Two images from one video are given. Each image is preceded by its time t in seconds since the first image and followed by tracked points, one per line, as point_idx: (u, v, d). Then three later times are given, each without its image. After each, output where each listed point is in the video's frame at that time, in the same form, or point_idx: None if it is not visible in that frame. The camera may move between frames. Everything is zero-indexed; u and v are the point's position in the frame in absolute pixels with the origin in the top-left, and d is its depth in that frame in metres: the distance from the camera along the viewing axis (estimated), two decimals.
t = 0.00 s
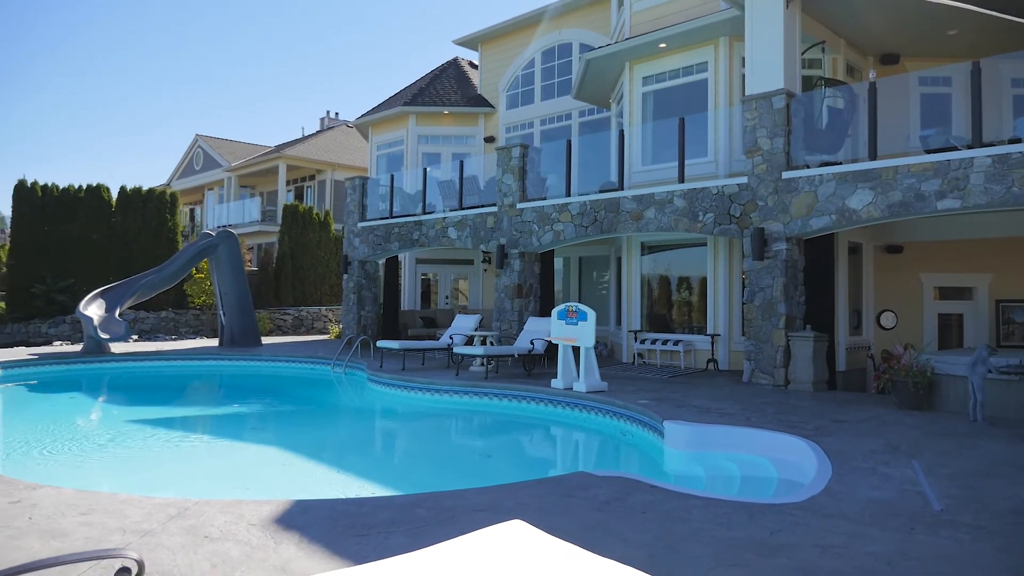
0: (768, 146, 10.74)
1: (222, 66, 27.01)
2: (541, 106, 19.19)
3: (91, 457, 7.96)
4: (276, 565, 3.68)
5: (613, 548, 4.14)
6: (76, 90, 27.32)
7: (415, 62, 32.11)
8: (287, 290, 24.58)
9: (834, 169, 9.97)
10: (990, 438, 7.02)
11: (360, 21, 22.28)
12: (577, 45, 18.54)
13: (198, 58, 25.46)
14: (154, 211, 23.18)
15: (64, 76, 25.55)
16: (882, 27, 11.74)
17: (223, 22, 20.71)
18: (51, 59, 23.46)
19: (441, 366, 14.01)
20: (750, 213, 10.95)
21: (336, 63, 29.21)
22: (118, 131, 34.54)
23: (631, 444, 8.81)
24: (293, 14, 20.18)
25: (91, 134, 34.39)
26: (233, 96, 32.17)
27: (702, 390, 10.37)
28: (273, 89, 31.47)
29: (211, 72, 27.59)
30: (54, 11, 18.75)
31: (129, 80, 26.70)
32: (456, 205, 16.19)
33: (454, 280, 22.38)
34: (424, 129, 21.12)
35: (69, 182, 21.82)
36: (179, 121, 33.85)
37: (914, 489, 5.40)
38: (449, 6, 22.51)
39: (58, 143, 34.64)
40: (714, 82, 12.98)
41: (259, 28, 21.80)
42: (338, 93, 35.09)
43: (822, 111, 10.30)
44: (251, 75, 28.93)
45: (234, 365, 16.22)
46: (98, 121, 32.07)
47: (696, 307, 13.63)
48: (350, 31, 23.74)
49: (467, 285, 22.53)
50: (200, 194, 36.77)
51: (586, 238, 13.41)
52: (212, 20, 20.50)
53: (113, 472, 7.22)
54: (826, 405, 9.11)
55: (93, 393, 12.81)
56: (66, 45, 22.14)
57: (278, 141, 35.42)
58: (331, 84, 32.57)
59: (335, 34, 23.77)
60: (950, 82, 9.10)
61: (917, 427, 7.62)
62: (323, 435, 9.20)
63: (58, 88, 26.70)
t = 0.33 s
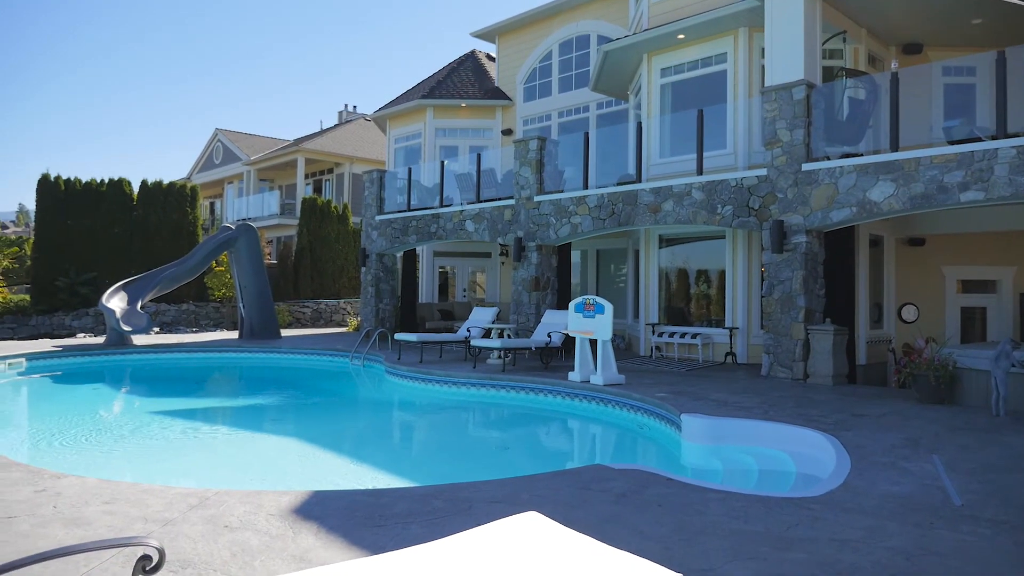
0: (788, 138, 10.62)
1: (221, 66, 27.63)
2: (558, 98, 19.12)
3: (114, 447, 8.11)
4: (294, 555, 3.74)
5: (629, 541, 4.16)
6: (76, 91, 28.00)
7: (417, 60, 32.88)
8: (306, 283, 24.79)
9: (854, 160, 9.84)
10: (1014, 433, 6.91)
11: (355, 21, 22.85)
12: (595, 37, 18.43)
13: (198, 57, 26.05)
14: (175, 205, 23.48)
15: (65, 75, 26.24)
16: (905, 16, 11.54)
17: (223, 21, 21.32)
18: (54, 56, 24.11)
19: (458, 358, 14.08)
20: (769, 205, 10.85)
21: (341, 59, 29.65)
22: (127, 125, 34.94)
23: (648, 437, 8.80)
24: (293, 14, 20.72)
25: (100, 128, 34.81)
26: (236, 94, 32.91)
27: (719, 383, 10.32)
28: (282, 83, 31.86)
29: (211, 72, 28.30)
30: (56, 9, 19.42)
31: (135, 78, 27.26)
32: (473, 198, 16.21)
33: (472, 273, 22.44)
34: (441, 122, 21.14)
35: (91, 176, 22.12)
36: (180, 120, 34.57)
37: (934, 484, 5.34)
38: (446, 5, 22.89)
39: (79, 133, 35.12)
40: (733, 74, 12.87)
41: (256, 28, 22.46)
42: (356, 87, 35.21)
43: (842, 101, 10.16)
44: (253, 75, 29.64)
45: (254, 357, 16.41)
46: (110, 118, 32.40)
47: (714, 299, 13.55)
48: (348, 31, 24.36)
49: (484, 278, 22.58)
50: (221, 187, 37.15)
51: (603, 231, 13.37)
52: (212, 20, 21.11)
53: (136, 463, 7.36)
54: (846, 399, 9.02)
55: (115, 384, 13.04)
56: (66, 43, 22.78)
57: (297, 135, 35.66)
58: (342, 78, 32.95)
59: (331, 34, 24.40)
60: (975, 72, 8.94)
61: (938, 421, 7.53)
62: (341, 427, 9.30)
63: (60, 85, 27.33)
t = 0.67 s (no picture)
0: (808, 130, 10.51)
1: (222, 65, 28.32)
2: (577, 91, 19.03)
3: (137, 438, 8.26)
4: (313, 545, 3.80)
5: (646, 534, 4.17)
6: (78, 87, 28.93)
7: (425, 57, 33.34)
8: (325, 276, 25.00)
9: (875, 152, 9.73)
10: None
11: (355, 21, 23.30)
12: (613, 29, 18.33)
13: (198, 57, 26.80)
14: (195, 198, 23.77)
15: (65, 74, 27.29)
16: (930, 5, 11.32)
17: (222, 21, 21.79)
18: (53, 55, 25.03)
19: (476, 351, 14.13)
20: (789, 197, 10.75)
21: (342, 59, 30.39)
22: (144, 119, 35.42)
23: (666, 431, 8.79)
24: (293, 15, 21.27)
25: (104, 124, 35.55)
26: (250, 89, 33.37)
27: (738, 376, 10.28)
28: (291, 78, 32.26)
29: (207, 72, 29.19)
30: (56, 9, 20.00)
31: (138, 75, 28.11)
32: (490, 190, 16.21)
33: (490, 266, 22.48)
34: (459, 115, 21.13)
35: (113, 171, 22.46)
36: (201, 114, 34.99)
37: (956, 479, 5.29)
38: (445, 4, 23.08)
39: (102, 126, 35.65)
40: (752, 65, 12.74)
41: (256, 28, 22.93)
42: (375, 81, 35.30)
43: (864, 93, 10.00)
44: (252, 74, 30.49)
45: (275, 349, 16.59)
46: (123, 108, 32.75)
47: (734, 293, 13.46)
48: (348, 32, 24.87)
49: (502, 271, 22.62)
50: (241, 181, 37.53)
51: (621, 224, 13.32)
52: (212, 20, 21.60)
53: (158, 454, 7.49)
54: (866, 393, 8.94)
55: (138, 376, 13.26)
56: (67, 43, 23.52)
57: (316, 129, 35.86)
58: (360, 71, 33.18)
59: (330, 34, 24.92)
60: (1001, 61, 8.77)
61: (961, 416, 7.43)
62: (360, 419, 9.39)
63: (58, 84, 28.37)
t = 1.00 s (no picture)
0: (829, 122, 10.37)
1: (221, 66, 28.82)
2: (595, 84, 18.95)
3: (160, 430, 8.39)
4: (331, 536, 3.87)
5: (662, 529, 4.17)
6: (80, 87, 29.44)
7: (444, 51, 33.38)
8: (344, 270, 25.19)
9: (897, 145, 9.58)
10: None
11: (356, 21, 23.48)
12: (632, 21, 18.23)
13: (197, 57, 27.34)
14: (216, 193, 24.06)
15: (65, 74, 27.62)
16: None
17: (222, 21, 22.09)
18: (53, 55, 25.49)
19: (494, 345, 14.18)
20: (810, 190, 10.63)
21: (339, 61, 30.76)
22: (166, 113, 35.85)
23: (683, 426, 8.78)
24: (293, 14, 21.52)
25: (121, 120, 36.05)
26: (270, 85, 33.63)
27: (757, 371, 10.22)
28: (292, 78, 32.62)
29: (205, 72, 29.74)
30: (56, 11, 20.47)
31: (138, 73, 28.44)
32: (509, 184, 16.23)
33: (508, 260, 22.51)
34: (477, 109, 21.12)
35: (136, 166, 22.72)
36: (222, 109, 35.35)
37: (978, 475, 5.23)
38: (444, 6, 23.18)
39: (121, 121, 36.11)
40: (773, 57, 12.60)
41: (253, 28, 23.24)
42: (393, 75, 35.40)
43: (887, 84, 9.87)
44: (253, 74, 30.86)
45: (295, 343, 16.77)
46: (132, 104, 33.23)
47: (753, 287, 13.34)
48: (349, 32, 25.07)
49: (520, 265, 22.64)
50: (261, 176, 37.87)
51: (639, 218, 13.27)
52: (211, 20, 21.94)
53: (181, 445, 7.61)
54: (887, 388, 8.85)
55: (161, 369, 13.46)
56: (67, 43, 23.92)
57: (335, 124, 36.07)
58: (379, 66, 33.30)
59: (332, 34, 25.16)
60: None
61: (984, 411, 7.34)
62: (379, 412, 9.47)
63: (57, 83, 28.76)
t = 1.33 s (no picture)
0: (850, 117, 10.25)
1: (219, 66, 29.23)
2: (613, 79, 18.86)
3: (181, 424, 8.52)
4: (348, 530, 3.91)
5: (678, 526, 4.17)
6: (96, 82, 29.95)
7: (462, 47, 33.39)
8: (362, 266, 25.36)
9: (919, 139, 9.46)
10: None
11: (364, 20, 23.61)
12: (650, 16, 18.14)
13: (197, 57, 27.75)
14: (236, 189, 24.24)
15: (70, 67, 28.37)
16: None
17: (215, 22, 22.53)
18: (64, 50, 25.97)
19: (510, 341, 14.20)
20: (829, 186, 10.52)
21: (340, 61, 31.00)
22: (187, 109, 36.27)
23: (700, 422, 8.76)
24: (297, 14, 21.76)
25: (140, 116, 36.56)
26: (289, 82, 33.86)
27: (775, 368, 10.14)
28: (300, 76, 32.82)
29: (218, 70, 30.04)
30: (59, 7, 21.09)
31: (149, 70, 28.83)
32: (526, 180, 16.25)
33: (525, 256, 22.51)
34: (495, 105, 21.12)
35: (158, 163, 23.09)
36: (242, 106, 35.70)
37: (1001, 475, 5.16)
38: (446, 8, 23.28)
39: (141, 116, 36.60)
40: (793, 51, 12.47)
41: (252, 28, 23.63)
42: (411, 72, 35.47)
43: (908, 78, 9.75)
44: (262, 73, 31.22)
45: (314, 338, 16.91)
46: (149, 97, 33.63)
47: (772, 283, 13.23)
48: (349, 32, 25.30)
49: (537, 261, 22.63)
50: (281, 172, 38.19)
51: (657, 214, 13.22)
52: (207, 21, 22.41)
53: (202, 439, 7.73)
54: (908, 385, 8.74)
55: (181, 364, 13.65)
56: (72, 37, 24.50)
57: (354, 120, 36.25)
58: (397, 62, 33.39)
59: (332, 34, 25.43)
60: None
61: (1008, 410, 7.22)
62: (397, 408, 9.54)
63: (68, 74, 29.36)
